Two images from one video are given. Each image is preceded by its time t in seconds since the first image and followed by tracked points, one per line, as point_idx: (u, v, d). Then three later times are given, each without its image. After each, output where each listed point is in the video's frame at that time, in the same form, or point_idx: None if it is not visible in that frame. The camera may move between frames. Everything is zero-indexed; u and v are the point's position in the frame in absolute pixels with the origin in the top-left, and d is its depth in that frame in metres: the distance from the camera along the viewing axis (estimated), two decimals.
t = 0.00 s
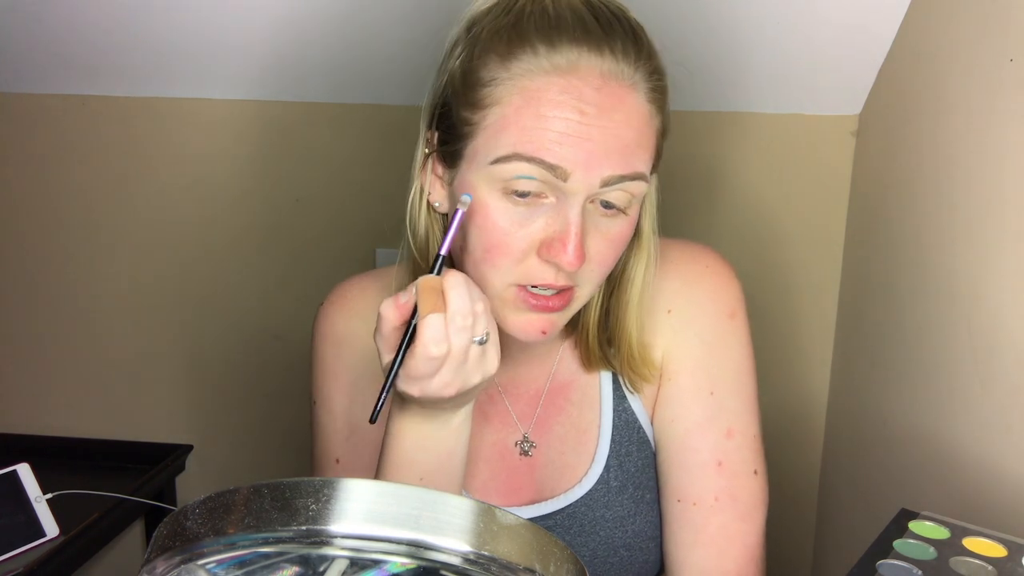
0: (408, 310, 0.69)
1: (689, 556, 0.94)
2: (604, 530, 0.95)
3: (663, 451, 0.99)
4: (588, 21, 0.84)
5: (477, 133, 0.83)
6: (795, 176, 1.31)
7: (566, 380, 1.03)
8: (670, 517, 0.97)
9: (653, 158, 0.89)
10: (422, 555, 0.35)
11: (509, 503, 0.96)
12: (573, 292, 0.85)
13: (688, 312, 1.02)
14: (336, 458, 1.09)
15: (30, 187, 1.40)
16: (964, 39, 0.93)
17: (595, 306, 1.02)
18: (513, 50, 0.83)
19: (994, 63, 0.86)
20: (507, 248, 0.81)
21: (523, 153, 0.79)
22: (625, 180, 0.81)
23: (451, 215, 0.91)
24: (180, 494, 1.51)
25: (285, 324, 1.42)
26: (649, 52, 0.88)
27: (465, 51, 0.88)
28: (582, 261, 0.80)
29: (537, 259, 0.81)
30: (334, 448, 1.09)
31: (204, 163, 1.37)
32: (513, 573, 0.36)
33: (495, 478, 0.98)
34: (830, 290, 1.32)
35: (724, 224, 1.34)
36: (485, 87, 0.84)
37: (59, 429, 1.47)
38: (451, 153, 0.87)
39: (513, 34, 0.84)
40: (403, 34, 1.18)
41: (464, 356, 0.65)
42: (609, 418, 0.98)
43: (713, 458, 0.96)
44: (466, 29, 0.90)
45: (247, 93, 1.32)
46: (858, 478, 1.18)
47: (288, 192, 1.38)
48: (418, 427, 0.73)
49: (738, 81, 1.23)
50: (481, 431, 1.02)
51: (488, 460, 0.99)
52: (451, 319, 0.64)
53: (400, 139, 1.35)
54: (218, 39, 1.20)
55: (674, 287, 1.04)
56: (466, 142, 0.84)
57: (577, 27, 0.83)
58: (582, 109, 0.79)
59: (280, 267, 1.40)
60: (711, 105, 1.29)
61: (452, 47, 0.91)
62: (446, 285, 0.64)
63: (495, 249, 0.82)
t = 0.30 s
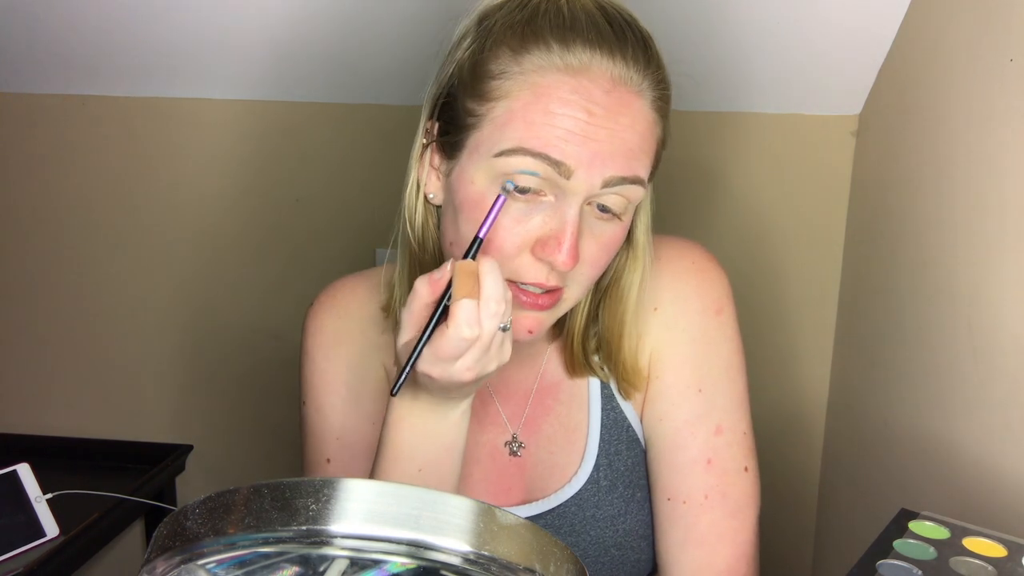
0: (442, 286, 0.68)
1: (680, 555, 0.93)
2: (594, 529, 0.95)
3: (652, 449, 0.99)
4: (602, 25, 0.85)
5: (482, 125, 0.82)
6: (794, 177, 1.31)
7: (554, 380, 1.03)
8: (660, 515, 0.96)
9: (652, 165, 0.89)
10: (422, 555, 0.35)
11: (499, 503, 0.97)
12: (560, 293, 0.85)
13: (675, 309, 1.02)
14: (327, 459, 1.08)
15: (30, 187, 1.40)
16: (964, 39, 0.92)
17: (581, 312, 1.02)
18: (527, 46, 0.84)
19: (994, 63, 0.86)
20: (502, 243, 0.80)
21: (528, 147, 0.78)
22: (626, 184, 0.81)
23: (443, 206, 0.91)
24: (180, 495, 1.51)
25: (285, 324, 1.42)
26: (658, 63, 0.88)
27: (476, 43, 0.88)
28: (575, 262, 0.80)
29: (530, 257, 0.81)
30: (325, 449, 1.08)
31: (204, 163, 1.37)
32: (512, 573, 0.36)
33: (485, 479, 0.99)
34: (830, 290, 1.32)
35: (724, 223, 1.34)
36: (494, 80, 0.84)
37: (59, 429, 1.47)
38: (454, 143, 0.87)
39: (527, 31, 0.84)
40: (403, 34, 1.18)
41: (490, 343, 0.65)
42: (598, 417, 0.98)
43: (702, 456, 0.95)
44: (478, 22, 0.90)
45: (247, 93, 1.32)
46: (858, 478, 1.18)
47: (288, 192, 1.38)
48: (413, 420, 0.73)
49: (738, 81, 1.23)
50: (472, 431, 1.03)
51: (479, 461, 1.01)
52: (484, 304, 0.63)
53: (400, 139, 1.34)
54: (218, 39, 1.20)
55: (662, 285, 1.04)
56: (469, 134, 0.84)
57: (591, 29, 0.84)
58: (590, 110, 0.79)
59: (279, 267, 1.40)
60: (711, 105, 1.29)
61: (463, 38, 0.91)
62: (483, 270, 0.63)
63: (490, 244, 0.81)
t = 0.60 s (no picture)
0: (441, 271, 0.67)
1: (680, 555, 0.93)
2: (592, 529, 0.96)
3: (651, 449, 0.99)
4: (599, 26, 0.85)
5: (478, 123, 0.82)
6: (794, 177, 1.31)
7: (551, 380, 1.03)
8: (659, 514, 0.96)
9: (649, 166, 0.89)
10: (422, 555, 0.35)
11: (498, 504, 0.97)
12: (556, 293, 0.85)
13: (673, 308, 1.02)
14: (323, 458, 1.08)
15: (30, 187, 1.40)
16: (964, 39, 0.92)
17: (579, 314, 1.03)
18: (524, 44, 0.84)
19: (994, 63, 0.86)
20: (497, 241, 0.80)
21: (523, 144, 0.78)
22: (621, 183, 0.81)
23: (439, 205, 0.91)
24: (180, 495, 1.51)
25: (285, 324, 1.42)
26: (655, 65, 0.88)
27: (474, 42, 0.88)
28: (570, 262, 0.80)
29: (525, 256, 0.80)
30: (321, 447, 1.09)
31: (205, 163, 1.37)
32: (512, 573, 0.36)
33: (483, 480, 0.99)
34: (829, 289, 1.32)
35: (724, 223, 1.34)
36: (490, 79, 0.84)
37: (60, 429, 1.47)
38: (450, 141, 0.87)
39: (524, 30, 0.84)
40: (403, 34, 1.18)
41: (487, 327, 0.65)
42: (596, 417, 0.98)
43: (702, 456, 0.95)
44: (476, 22, 0.90)
45: (246, 93, 1.32)
46: (858, 478, 1.18)
47: (288, 192, 1.38)
48: (408, 417, 0.73)
49: (738, 81, 1.23)
50: (470, 431, 1.03)
51: (477, 461, 1.01)
52: (484, 286, 0.63)
53: (400, 139, 1.34)
54: (218, 39, 1.20)
55: (659, 284, 1.04)
56: (465, 132, 0.84)
57: (588, 29, 0.84)
58: (586, 109, 0.79)
59: (279, 267, 1.40)
60: (712, 105, 1.29)
61: (461, 37, 0.91)
62: (483, 251, 0.63)
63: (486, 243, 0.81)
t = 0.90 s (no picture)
0: (442, 272, 0.67)
1: (680, 556, 0.93)
2: (592, 529, 0.96)
3: (652, 449, 0.99)
4: (599, 25, 0.85)
5: (477, 121, 0.83)
6: (795, 177, 1.31)
7: (551, 379, 1.03)
8: (659, 514, 0.96)
9: (648, 165, 0.89)
10: (422, 555, 0.35)
11: (497, 503, 0.97)
12: (555, 293, 0.85)
13: (674, 307, 1.02)
14: (323, 456, 1.08)
15: (30, 188, 1.40)
16: (964, 39, 0.92)
17: (580, 314, 1.03)
18: (523, 43, 0.84)
19: (994, 63, 0.86)
20: (496, 240, 0.80)
21: (522, 142, 0.78)
22: (620, 181, 0.81)
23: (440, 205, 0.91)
24: (181, 495, 1.51)
25: (285, 324, 1.42)
26: (654, 63, 0.88)
27: (474, 41, 0.88)
28: (570, 260, 0.80)
29: (525, 254, 0.80)
30: (320, 446, 1.08)
31: (205, 163, 1.37)
32: (512, 573, 0.36)
33: (483, 479, 0.99)
34: (829, 290, 1.32)
35: (724, 224, 1.34)
36: (489, 77, 0.84)
37: (60, 429, 1.47)
38: (450, 140, 0.87)
39: (523, 29, 0.84)
40: (403, 34, 1.18)
41: (488, 327, 0.65)
42: (596, 416, 0.98)
43: (702, 456, 0.95)
44: (476, 21, 0.90)
45: (247, 93, 1.32)
46: (858, 478, 1.18)
47: (288, 192, 1.38)
48: (407, 415, 0.73)
49: (737, 81, 1.23)
50: (469, 430, 1.03)
51: (476, 461, 1.01)
52: (485, 286, 0.63)
53: (400, 139, 1.34)
54: (218, 39, 1.20)
55: (660, 283, 1.04)
56: (465, 130, 0.84)
57: (587, 28, 0.84)
58: (585, 106, 0.79)
59: (279, 267, 1.40)
60: (712, 105, 1.29)
61: (461, 37, 0.91)
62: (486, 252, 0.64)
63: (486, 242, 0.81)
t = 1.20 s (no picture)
0: (440, 265, 0.66)
1: (680, 556, 0.93)
2: (591, 529, 0.96)
3: (652, 449, 0.99)
4: (596, 24, 0.85)
5: (476, 121, 0.83)
6: (795, 177, 1.30)
7: (551, 379, 1.03)
8: (659, 515, 0.96)
9: (647, 164, 0.89)
10: (422, 555, 0.35)
11: (496, 503, 0.97)
12: (553, 292, 0.85)
13: (674, 307, 1.02)
14: (323, 456, 1.08)
15: (30, 188, 1.40)
16: (963, 39, 0.92)
17: (579, 313, 1.03)
18: (521, 43, 0.84)
19: (994, 63, 0.86)
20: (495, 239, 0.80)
21: (520, 141, 0.78)
22: (619, 180, 0.81)
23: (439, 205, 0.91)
24: (180, 495, 1.51)
25: (285, 324, 1.42)
26: (652, 62, 0.88)
27: (472, 42, 0.88)
28: (569, 259, 0.80)
29: (523, 253, 0.80)
30: (320, 446, 1.08)
31: (204, 163, 1.37)
32: (512, 573, 0.36)
33: (482, 478, 0.99)
34: (829, 290, 1.32)
35: (724, 224, 1.34)
36: (487, 77, 0.84)
37: (59, 429, 1.47)
38: (449, 141, 0.87)
39: (521, 29, 0.85)
40: (402, 34, 1.18)
41: (488, 320, 0.65)
42: (596, 417, 0.98)
43: (702, 456, 0.95)
44: (474, 22, 0.90)
45: (246, 93, 1.32)
46: (858, 478, 1.18)
47: (288, 192, 1.38)
48: (407, 416, 0.73)
49: (737, 81, 1.23)
50: (468, 430, 1.03)
51: (475, 460, 1.01)
52: (486, 277, 0.63)
53: (400, 139, 1.34)
54: (218, 38, 1.20)
55: (660, 283, 1.04)
56: (463, 130, 0.84)
57: (585, 27, 0.84)
58: (582, 105, 0.79)
59: (279, 267, 1.40)
60: (711, 106, 1.29)
61: (459, 37, 0.91)
62: (484, 243, 0.63)
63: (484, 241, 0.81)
